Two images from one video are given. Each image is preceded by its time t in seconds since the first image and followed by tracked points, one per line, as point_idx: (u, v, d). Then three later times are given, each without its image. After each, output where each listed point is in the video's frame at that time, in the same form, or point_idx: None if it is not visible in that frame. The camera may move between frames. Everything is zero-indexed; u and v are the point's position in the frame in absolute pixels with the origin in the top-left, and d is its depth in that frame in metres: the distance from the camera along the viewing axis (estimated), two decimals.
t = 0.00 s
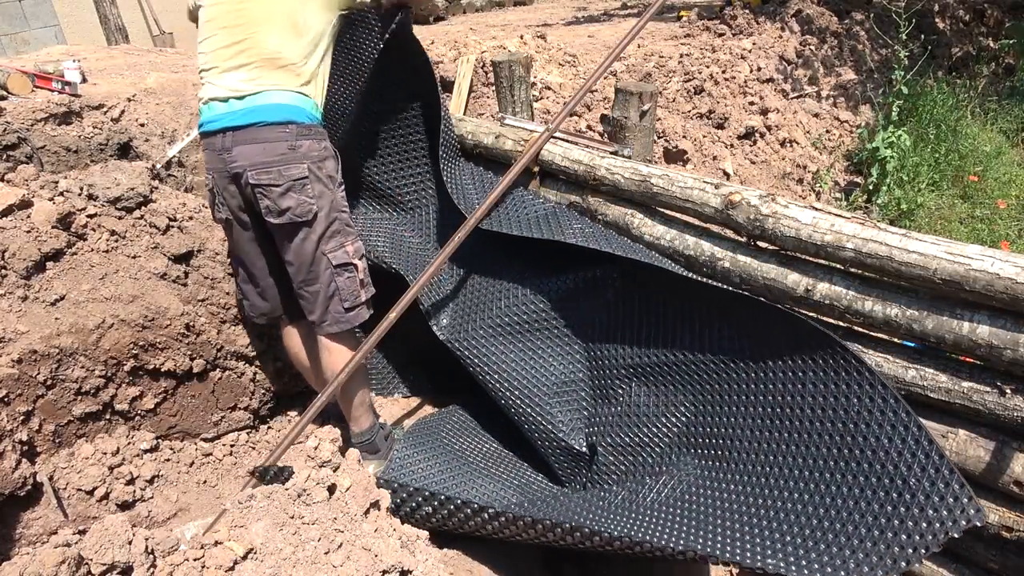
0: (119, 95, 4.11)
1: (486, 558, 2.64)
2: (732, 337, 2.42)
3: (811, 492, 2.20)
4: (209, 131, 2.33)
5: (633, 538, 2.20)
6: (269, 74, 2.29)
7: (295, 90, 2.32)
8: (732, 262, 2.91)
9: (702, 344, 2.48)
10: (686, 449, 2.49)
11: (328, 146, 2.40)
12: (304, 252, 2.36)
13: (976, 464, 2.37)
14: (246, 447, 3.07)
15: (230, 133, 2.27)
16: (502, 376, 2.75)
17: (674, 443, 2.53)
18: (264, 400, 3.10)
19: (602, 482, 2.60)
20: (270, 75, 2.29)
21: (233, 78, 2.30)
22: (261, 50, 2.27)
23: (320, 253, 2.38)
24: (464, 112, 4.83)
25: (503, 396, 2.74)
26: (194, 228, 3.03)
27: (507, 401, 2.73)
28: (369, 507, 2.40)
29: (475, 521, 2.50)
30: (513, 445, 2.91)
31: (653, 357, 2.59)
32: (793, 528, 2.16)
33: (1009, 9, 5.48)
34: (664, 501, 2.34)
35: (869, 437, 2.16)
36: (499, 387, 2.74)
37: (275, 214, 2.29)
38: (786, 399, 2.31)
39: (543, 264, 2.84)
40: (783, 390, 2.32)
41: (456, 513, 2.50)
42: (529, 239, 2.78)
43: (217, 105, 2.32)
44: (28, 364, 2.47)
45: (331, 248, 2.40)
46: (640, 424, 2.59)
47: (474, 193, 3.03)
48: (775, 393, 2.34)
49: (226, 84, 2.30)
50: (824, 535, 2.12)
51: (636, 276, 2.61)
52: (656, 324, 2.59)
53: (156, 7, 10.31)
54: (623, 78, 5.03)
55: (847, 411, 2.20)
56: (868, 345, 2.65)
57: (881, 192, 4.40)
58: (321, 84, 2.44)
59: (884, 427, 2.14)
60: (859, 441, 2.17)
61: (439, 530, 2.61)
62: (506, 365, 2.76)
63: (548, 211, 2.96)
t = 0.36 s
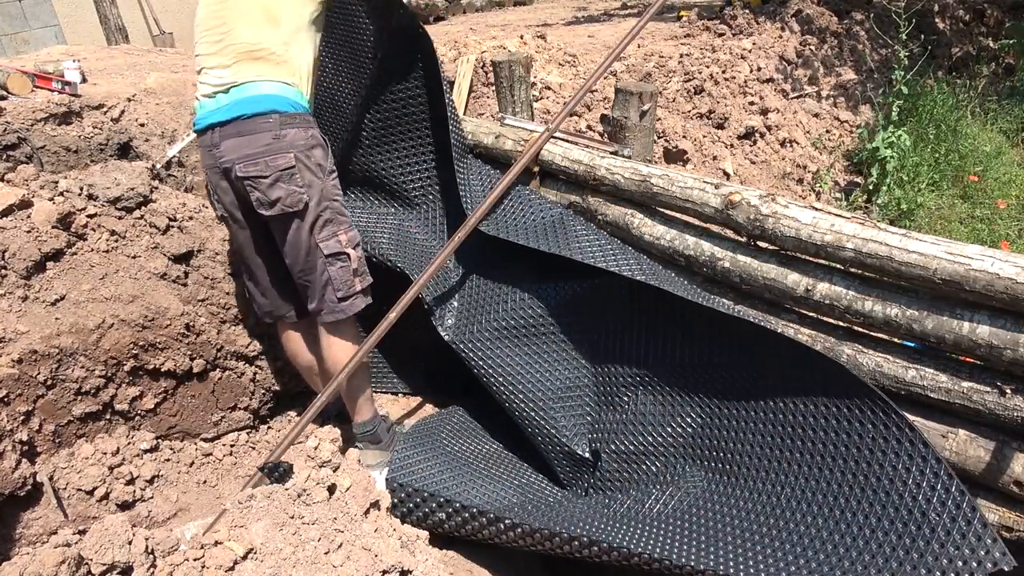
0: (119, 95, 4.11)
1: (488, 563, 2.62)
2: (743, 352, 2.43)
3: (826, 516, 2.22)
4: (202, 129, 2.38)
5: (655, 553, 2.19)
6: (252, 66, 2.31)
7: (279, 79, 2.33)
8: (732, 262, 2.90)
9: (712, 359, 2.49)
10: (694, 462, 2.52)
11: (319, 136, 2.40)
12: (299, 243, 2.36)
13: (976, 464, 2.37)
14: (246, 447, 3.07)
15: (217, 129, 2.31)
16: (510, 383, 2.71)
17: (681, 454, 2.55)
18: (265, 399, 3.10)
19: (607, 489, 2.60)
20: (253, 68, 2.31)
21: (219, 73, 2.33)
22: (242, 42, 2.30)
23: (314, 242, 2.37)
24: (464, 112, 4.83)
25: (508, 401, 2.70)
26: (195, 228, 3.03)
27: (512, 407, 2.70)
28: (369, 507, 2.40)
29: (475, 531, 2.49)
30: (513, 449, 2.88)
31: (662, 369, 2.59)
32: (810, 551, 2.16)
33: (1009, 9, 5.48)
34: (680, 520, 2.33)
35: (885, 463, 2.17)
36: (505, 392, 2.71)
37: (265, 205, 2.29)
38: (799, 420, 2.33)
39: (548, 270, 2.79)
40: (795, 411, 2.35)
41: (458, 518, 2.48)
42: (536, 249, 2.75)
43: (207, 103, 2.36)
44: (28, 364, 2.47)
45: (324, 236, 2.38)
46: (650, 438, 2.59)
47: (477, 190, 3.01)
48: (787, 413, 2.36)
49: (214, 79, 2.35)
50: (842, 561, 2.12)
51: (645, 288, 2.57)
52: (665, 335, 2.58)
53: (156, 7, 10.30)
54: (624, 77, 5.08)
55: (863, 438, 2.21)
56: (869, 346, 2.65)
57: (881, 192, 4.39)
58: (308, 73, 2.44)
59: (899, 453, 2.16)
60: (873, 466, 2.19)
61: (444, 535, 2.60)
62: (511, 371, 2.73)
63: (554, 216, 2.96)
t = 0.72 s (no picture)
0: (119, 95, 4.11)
1: (487, 562, 2.63)
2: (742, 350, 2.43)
3: (827, 515, 2.21)
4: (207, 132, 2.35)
5: (654, 552, 2.18)
6: (259, 75, 2.28)
7: (285, 91, 2.30)
8: (732, 262, 2.90)
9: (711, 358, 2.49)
10: (694, 461, 2.52)
11: (321, 149, 2.39)
12: (295, 255, 2.39)
13: (976, 464, 2.37)
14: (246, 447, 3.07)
15: (222, 135, 2.30)
16: (510, 383, 2.71)
17: (681, 453, 2.54)
18: (265, 400, 3.09)
19: (607, 488, 2.60)
20: (260, 76, 2.28)
21: (227, 79, 2.30)
22: (251, 50, 2.26)
23: (311, 255, 2.39)
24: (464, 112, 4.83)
25: (508, 401, 2.71)
26: (195, 228, 3.03)
27: (512, 407, 2.71)
28: (369, 507, 2.40)
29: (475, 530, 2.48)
30: (514, 449, 2.88)
31: (662, 369, 2.59)
32: (811, 550, 2.16)
33: (1009, 9, 5.47)
34: (680, 519, 2.33)
35: (885, 462, 2.17)
36: (506, 392, 2.71)
37: (264, 217, 2.31)
38: (799, 419, 2.33)
39: (547, 270, 2.80)
40: (795, 410, 2.34)
41: (458, 517, 2.48)
42: (535, 247, 2.75)
43: (212, 106, 2.33)
44: (28, 364, 2.48)
45: (321, 250, 2.40)
46: (650, 438, 2.59)
47: (476, 191, 3.01)
48: (786, 412, 2.36)
49: (221, 84, 2.31)
50: (842, 559, 2.12)
51: (645, 288, 2.58)
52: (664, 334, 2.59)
53: (157, 7, 10.30)
54: (623, 78, 5.05)
55: (863, 438, 2.22)
56: (869, 346, 2.65)
57: (880, 192, 4.39)
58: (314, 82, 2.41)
59: (899, 452, 2.15)
60: (873, 466, 2.19)
61: (443, 534, 2.61)
62: (511, 370, 2.73)
63: (554, 216, 2.96)
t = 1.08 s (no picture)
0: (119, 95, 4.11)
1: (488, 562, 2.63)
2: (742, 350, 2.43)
3: (827, 515, 2.21)
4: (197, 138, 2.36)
5: (654, 551, 2.19)
6: (247, 89, 2.26)
7: (273, 106, 2.27)
8: (732, 262, 2.90)
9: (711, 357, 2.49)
10: (695, 461, 2.51)
11: (310, 163, 2.38)
12: (284, 268, 2.41)
13: (976, 463, 2.37)
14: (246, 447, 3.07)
15: (210, 147, 2.30)
16: (510, 383, 2.71)
17: (681, 453, 2.54)
18: (265, 400, 3.09)
19: (607, 488, 2.60)
20: (248, 90, 2.26)
21: (216, 89, 2.29)
22: (239, 63, 2.25)
23: (299, 268, 2.41)
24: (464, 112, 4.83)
25: (508, 401, 2.71)
26: (195, 228, 3.03)
27: (511, 407, 2.71)
28: (369, 507, 2.40)
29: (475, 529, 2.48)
30: (514, 449, 2.89)
31: (662, 369, 2.59)
32: (812, 550, 2.15)
33: (1009, 9, 5.47)
34: (680, 520, 2.33)
35: (885, 463, 2.17)
36: (506, 393, 2.71)
37: (250, 230, 2.35)
38: (799, 420, 2.33)
39: (547, 270, 2.80)
40: (795, 410, 2.34)
41: (458, 517, 2.48)
42: (531, 245, 2.76)
43: (203, 116, 2.33)
44: (29, 364, 2.48)
45: (308, 263, 2.41)
46: (650, 438, 2.59)
47: (476, 191, 3.01)
48: (786, 413, 2.35)
49: (211, 93, 2.31)
50: (842, 560, 2.12)
51: (645, 289, 2.58)
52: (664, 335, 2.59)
53: (157, 7, 10.30)
54: (623, 78, 5.06)
55: (863, 438, 2.22)
56: (869, 346, 2.65)
57: (880, 192, 4.39)
58: (304, 95, 2.37)
59: (899, 452, 2.15)
60: (873, 466, 2.19)
61: (444, 534, 2.61)
62: (511, 371, 2.73)
63: (554, 216, 2.96)
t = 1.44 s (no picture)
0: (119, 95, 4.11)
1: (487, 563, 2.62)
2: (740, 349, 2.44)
3: (826, 515, 2.21)
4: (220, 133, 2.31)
5: (653, 552, 2.18)
6: (288, 81, 2.27)
7: (314, 96, 2.31)
8: (732, 262, 2.90)
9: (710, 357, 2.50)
10: (694, 461, 2.51)
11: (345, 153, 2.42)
12: (318, 255, 2.40)
13: (976, 464, 2.37)
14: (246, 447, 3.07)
15: (248, 138, 2.27)
16: (509, 384, 2.72)
17: (680, 453, 2.54)
18: (264, 400, 3.09)
19: (606, 489, 2.60)
20: (288, 82, 2.27)
21: (246, 82, 2.27)
22: (276, 56, 2.25)
23: (334, 254, 2.41)
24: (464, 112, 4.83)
25: (508, 402, 2.70)
26: (195, 228, 3.03)
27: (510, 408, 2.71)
28: (369, 507, 2.41)
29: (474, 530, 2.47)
30: (513, 450, 2.89)
31: (662, 369, 2.60)
32: (812, 551, 2.15)
33: (1009, 9, 5.47)
34: (679, 521, 2.32)
35: (882, 463, 2.18)
36: (506, 394, 2.71)
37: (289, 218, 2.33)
38: (798, 420, 2.33)
39: (549, 271, 2.83)
40: (793, 410, 2.34)
41: (457, 518, 2.48)
42: (534, 245, 2.78)
43: (231, 109, 2.29)
44: (28, 364, 2.47)
45: (344, 250, 2.42)
46: (648, 438, 2.59)
47: (477, 191, 3.02)
48: (784, 412, 2.36)
49: (239, 87, 2.27)
50: (842, 561, 2.10)
51: (644, 288, 2.59)
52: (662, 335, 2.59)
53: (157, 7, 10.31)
54: (624, 78, 5.09)
55: (860, 437, 2.22)
56: (868, 346, 2.65)
57: (880, 192, 4.39)
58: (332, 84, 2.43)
59: (897, 452, 2.15)
60: (871, 467, 2.19)
61: (442, 535, 2.61)
62: (510, 371, 2.73)
63: (553, 216, 2.96)
